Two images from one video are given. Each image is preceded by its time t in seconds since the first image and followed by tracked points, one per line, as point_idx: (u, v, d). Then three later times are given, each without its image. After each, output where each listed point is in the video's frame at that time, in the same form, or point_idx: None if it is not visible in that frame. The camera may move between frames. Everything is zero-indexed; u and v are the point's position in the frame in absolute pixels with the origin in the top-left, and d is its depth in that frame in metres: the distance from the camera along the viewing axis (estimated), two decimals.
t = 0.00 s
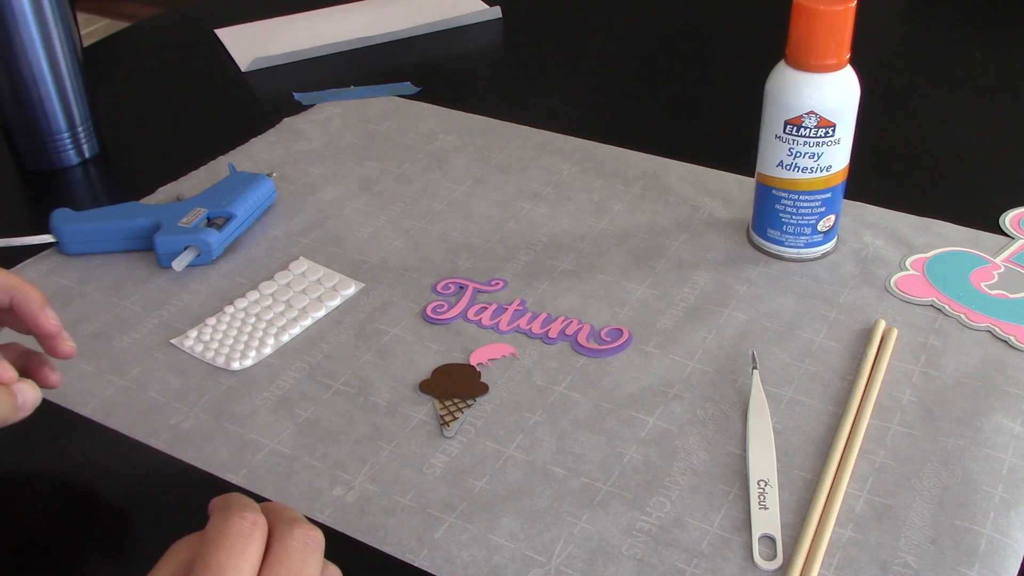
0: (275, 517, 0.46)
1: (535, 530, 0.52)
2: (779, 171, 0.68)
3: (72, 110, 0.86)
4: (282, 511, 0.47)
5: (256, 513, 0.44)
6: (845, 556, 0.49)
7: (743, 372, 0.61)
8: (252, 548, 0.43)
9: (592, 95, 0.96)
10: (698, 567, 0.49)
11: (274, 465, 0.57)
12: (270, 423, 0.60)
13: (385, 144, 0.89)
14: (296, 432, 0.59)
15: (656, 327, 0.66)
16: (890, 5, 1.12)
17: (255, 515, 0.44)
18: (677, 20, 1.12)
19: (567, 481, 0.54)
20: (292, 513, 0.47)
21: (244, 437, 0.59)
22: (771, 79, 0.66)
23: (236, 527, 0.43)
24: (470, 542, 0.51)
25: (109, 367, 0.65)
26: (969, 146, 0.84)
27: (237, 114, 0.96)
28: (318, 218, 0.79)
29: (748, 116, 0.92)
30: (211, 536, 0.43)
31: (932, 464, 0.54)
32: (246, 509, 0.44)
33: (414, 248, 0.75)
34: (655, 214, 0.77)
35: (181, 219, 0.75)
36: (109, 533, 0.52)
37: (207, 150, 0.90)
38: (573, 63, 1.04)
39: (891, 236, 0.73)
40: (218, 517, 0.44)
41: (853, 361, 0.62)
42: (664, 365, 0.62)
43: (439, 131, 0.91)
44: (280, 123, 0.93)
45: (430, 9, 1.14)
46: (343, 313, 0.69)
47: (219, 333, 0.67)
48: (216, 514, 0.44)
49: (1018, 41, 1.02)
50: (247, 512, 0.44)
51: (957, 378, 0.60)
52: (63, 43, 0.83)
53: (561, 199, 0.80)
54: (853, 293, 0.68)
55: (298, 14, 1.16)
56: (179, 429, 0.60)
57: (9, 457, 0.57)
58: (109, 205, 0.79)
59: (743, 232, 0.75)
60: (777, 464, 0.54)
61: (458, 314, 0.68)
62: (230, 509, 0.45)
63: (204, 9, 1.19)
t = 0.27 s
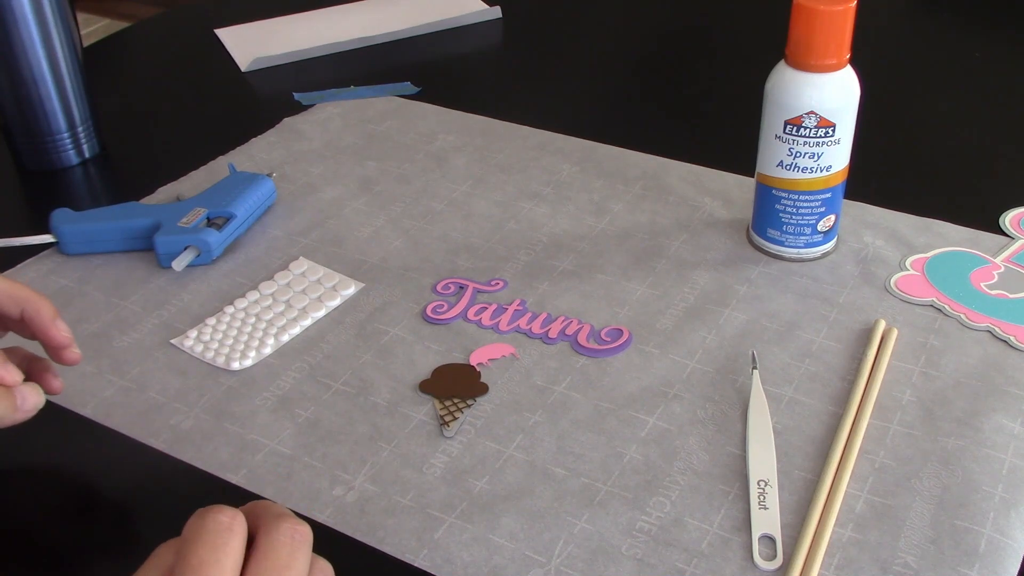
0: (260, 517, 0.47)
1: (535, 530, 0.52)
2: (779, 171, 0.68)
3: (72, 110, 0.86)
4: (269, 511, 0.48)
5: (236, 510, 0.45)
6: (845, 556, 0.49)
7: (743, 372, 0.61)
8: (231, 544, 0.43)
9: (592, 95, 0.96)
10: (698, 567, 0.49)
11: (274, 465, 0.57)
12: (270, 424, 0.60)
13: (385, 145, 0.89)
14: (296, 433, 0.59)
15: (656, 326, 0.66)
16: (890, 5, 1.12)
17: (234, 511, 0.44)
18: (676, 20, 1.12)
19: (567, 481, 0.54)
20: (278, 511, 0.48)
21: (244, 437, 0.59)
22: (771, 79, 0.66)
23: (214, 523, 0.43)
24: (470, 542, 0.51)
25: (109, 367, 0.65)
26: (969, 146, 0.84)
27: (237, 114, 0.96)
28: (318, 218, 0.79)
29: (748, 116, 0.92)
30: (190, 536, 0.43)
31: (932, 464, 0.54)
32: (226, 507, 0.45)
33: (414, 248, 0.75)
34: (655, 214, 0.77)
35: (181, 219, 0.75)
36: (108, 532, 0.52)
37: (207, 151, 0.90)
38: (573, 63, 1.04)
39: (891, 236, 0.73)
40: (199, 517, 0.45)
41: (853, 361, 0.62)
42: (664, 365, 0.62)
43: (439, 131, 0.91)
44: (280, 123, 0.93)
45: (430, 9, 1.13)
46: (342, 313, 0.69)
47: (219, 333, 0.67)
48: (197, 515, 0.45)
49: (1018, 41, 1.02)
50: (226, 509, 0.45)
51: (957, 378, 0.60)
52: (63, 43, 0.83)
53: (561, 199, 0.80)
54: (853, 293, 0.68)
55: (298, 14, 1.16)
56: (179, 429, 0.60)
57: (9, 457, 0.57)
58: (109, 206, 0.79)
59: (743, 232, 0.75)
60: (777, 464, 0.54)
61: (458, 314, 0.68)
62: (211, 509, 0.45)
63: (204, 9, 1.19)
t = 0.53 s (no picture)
0: (243, 504, 0.47)
1: (535, 530, 0.52)
2: (779, 171, 0.68)
3: (72, 110, 0.86)
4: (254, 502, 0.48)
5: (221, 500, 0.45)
6: (845, 556, 0.49)
7: (743, 372, 0.61)
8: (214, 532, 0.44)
9: (592, 95, 0.96)
10: (698, 567, 0.49)
11: (274, 465, 0.57)
12: (270, 424, 0.60)
13: (385, 145, 0.89)
14: (296, 433, 0.59)
15: (656, 326, 0.66)
16: (890, 5, 1.12)
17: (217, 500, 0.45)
18: (677, 20, 1.12)
19: (567, 481, 0.54)
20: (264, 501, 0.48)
21: (244, 437, 0.59)
22: (771, 79, 0.66)
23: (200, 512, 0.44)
24: (470, 542, 0.51)
25: (109, 367, 0.65)
26: (969, 146, 0.84)
27: (236, 114, 0.96)
28: (318, 218, 0.79)
29: (748, 116, 0.92)
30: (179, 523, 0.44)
31: (932, 464, 0.54)
32: (211, 496, 0.45)
33: (414, 248, 0.75)
34: (655, 214, 0.77)
35: (181, 219, 0.75)
36: (108, 532, 0.52)
37: (207, 151, 0.90)
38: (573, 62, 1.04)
39: (891, 236, 0.73)
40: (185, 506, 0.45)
41: (853, 361, 0.62)
42: (664, 365, 0.62)
43: (439, 131, 0.91)
44: (280, 123, 0.93)
45: (430, 9, 1.13)
46: (342, 313, 0.69)
47: (219, 333, 0.67)
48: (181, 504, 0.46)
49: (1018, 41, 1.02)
50: (211, 498, 0.45)
51: (957, 378, 0.60)
52: (63, 43, 0.83)
53: (561, 199, 0.80)
54: (853, 293, 0.68)
55: (298, 14, 1.16)
56: (179, 430, 0.60)
57: (9, 457, 0.57)
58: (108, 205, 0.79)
59: (743, 232, 0.75)
60: (777, 464, 0.54)
61: (458, 314, 0.68)
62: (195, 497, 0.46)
63: (204, 9, 1.19)
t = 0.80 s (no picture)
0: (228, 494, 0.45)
1: (535, 530, 0.52)
2: (779, 170, 0.68)
3: (72, 110, 0.86)
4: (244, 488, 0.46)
5: (200, 494, 0.43)
6: (845, 557, 0.49)
7: (743, 372, 0.61)
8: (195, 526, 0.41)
9: (592, 95, 0.96)
10: (698, 567, 0.49)
11: (274, 466, 0.57)
12: (270, 424, 0.60)
13: (385, 145, 0.89)
14: (295, 433, 0.59)
15: (656, 326, 0.66)
16: (890, 5, 1.12)
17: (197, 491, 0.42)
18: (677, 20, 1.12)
19: (567, 481, 0.54)
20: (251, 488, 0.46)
21: (244, 437, 0.59)
22: (771, 79, 0.66)
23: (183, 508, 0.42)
24: (470, 542, 0.51)
25: (109, 367, 0.65)
26: (969, 146, 0.84)
27: (237, 114, 0.96)
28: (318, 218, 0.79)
29: (748, 116, 0.92)
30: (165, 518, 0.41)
31: (932, 464, 0.54)
32: (190, 490, 0.43)
33: (414, 248, 0.75)
34: (654, 214, 0.77)
35: (181, 219, 0.75)
36: (108, 532, 0.52)
37: (207, 151, 0.90)
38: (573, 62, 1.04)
39: (891, 236, 0.73)
40: (166, 498, 0.43)
41: (853, 361, 0.62)
42: (664, 365, 0.62)
43: (439, 131, 0.91)
44: (280, 123, 0.93)
45: (430, 9, 1.13)
46: (342, 313, 0.69)
47: (219, 333, 0.67)
48: (170, 489, 0.44)
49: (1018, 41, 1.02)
50: (190, 492, 0.43)
51: (957, 378, 0.60)
52: (62, 43, 0.83)
53: (561, 199, 0.80)
54: (853, 293, 0.68)
55: (299, 15, 1.16)
56: (179, 430, 0.60)
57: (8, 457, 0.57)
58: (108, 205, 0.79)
59: (743, 232, 0.75)
60: (777, 465, 0.54)
61: (458, 314, 0.68)
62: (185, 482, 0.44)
63: (204, 10, 1.19)
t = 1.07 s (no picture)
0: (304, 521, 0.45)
1: (535, 530, 0.52)
2: (779, 170, 0.68)
3: (72, 110, 0.86)
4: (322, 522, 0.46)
5: (287, 524, 0.42)
6: (845, 557, 0.49)
7: (743, 372, 0.61)
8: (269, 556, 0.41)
9: (592, 96, 0.96)
10: (698, 568, 0.49)
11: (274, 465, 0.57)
12: (270, 424, 0.60)
13: (385, 144, 0.89)
14: (296, 433, 0.59)
15: (656, 326, 0.66)
16: (889, 5, 1.12)
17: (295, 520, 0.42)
18: (676, 20, 1.12)
19: (567, 481, 0.54)
20: (326, 514, 0.47)
21: (244, 437, 0.59)
22: (771, 79, 0.66)
23: (194, 504, 0.49)
24: (470, 542, 0.51)
25: (109, 367, 0.65)
26: (969, 146, 0.84)
27: (236, 114, 0.96)
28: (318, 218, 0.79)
29: (748, 116, 0.92)
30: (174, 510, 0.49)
31: (931, 464, 0.54)
32: (285, 519, 0.42)
33: (414, 248, 0.75)
34: (654, 214, 0.77)
35: (181, 219, 0.75)
36: (108, 532, 0.52)
37: (207, 151, 0.90)
38: (573, 63, 1.04)
39: (891, 236, 0.73)
40: (257, 509, 0.42)
41: (853, 361, 0.62)
42: (664, 365, 0.62)
43: (439, 131, 0.91)
44: (279, 123, 0.93)
45: (430, 9, 1.13)
46: (342, 313, 0.69)
47: (219, 333, 0.67)
48: (273, 484, 0.43)
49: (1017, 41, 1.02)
50: (280, 520, 0.42)
51: (957, 378, 0.60)
52: (62, 43, 0.83)
53: (561, 199, 0.80)
54: (853, 293, 0.68)
55: (298, 15, 1.16)
56: (179, 430, 0.60)
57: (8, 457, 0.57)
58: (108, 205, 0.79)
59: (743, 232, 0.75)
60: (776, 464, 0.54)
61: (458, 314, 0.68)
62: (292, 487, 0.43)
63: (204, 10, 1.19)
